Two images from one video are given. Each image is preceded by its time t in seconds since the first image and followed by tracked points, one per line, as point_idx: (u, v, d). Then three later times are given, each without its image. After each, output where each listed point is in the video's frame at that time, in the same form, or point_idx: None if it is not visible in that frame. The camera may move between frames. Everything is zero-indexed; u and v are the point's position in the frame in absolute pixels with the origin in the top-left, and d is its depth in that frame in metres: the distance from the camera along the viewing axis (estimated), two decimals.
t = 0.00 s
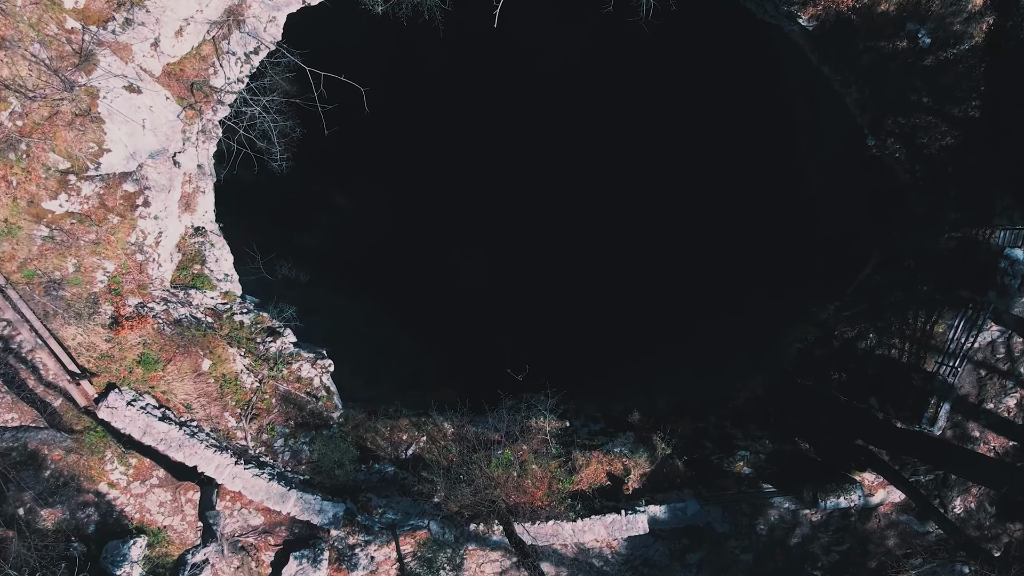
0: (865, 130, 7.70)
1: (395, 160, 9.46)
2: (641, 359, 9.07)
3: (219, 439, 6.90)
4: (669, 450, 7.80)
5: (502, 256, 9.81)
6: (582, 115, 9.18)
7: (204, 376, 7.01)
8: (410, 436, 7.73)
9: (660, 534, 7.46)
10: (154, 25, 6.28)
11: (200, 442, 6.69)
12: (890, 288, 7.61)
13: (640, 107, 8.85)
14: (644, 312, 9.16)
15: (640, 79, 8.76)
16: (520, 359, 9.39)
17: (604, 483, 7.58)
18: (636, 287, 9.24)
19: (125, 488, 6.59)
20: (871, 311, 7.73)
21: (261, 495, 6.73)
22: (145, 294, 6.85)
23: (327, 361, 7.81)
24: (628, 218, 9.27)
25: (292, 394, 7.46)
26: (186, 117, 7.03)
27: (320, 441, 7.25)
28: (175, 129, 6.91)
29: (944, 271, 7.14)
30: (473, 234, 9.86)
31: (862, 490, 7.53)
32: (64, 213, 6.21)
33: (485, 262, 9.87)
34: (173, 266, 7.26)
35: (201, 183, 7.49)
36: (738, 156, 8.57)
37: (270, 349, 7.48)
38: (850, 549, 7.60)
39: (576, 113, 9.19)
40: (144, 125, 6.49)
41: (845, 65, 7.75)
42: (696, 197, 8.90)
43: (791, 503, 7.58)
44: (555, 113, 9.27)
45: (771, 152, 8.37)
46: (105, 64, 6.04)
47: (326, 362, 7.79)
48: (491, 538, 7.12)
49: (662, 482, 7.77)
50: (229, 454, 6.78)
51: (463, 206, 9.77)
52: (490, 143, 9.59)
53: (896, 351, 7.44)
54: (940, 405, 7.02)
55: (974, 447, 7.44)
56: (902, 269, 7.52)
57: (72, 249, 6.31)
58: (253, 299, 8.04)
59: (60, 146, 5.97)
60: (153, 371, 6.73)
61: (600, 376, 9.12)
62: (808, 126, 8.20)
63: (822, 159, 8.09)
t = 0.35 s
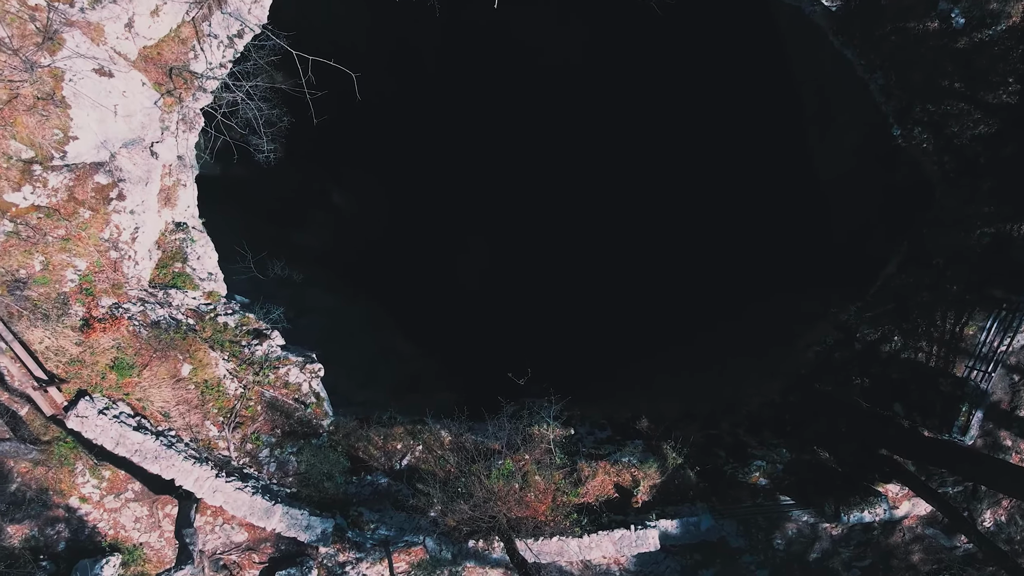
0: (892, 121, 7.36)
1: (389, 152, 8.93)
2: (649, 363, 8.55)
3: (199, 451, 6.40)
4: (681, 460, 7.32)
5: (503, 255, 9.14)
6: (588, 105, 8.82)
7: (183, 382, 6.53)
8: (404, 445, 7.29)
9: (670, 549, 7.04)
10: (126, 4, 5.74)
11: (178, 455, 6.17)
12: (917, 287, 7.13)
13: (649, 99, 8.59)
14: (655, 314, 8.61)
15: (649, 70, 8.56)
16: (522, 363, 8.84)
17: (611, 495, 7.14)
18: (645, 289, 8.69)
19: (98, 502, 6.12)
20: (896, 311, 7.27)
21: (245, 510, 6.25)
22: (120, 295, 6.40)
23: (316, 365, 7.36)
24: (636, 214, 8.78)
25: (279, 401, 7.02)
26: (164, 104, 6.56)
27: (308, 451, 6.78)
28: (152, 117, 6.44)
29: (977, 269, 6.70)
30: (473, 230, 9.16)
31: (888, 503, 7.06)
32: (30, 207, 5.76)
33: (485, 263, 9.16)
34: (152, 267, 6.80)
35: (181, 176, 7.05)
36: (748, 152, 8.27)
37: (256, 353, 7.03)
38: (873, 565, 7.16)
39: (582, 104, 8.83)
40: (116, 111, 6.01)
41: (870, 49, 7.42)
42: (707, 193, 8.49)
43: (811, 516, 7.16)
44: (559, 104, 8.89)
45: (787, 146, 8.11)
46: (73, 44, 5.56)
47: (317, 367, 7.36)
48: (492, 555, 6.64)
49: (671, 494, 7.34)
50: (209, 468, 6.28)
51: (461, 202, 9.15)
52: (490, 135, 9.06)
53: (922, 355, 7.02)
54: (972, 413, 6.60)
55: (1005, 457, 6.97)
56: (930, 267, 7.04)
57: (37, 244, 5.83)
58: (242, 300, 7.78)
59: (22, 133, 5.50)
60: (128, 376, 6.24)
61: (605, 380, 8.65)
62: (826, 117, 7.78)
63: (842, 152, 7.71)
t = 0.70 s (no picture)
0: (920, 109, 6.78)
1: (382, 143, 8.40)
2: (657, 369, 8.13)
3: (177, 464, 5.98)
4: (694, 472, 6.88)
5: (504, 253, 8.62)
6: (595, 95, 8.33)
7: (161, 391, 6.04)
8: (397, 456, 6.74)
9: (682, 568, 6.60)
10: None
11: (152, 468, 5.79)
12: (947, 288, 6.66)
13: (659, 89, 8.14)
14: (664, 317, 8.22)
15: (659, 59, 8.11)
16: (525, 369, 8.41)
17: (620, 510, 6.68)
18: (657, 292, 8.28)
19: (69, 519, 5.82)
20: (923, 313, 6.79)
21: (225, 529, 5.84)
22: (93, 296, 5.95)
23: (304, 370, 6.77)
24: (645, 209, 8.30)
25: (265, 410, 6.50)
26: (139, 90, 6.13)
27: (296, 463, 6.30)
28: (125, 105, 6.01)
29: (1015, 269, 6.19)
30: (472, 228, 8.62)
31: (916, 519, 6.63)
32: None
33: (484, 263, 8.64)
34: (130, 264, 6.28)
35: (160, 171, 6.53)
36: (763, 143, 7.83)
37: (240, 358, 6.51)
38: None
39: (588, 93, 8.33)
40: (84, 97, 5.61)
41: (898, 32, 6.82)
42: (725, 197, 8.05)
43: (833, 531, 6.71)
44: (563, 93, 8.35)
45: (806, 137, 7.64)
46: (36, 23, 5.20)
47: (305, 372, 6.78)
48: None
49: (684, 508, 6.84)
50: (187, 482, 5.87)
51: (458, 197, 8.61)
52: (490, 126, 8.51)
53: (953, 360, 6.61)
54: (1008, 423, 6.32)
55: None
56: (961, 265, 6.58)
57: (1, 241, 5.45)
58: (234, 300, 7.38)
59: None
60: (99, 383, 5.79)
61: (611, 387, 8.27)
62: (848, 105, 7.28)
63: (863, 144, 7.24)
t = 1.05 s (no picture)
0: (954, 96, 6.30)
1: (379, 135, 7.94)
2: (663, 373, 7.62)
3: (150, 481, 5.50)
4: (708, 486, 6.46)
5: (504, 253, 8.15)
6: (605, 88, 7.92)
7: (134, 401, 5.58)
8: (390, 469, 6.32)
9: None
10: None
11: (121, 485, 5.36)
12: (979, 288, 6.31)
13: (672, 80, 7.76)
14: (670, 317, 7.81)
15: (671, 50, 7.73)
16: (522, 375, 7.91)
17: (630, 528, 6.21)
18: (661, 292, 7.88)
19: (32, 541, 5.39)
20: (955, 316, 6.40)
21: (201, 551, 5.36)
22: (61, 296, 5.48)
23: (293, 378, 6.30)
24: (660, 207, 7.89)
25: (251, 421, 6.05)
26: (110, 75, 5.66)
27: (280, 478, 5.86)
28: (94, 91, 5.54)
29: None
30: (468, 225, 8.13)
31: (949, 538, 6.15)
32: None
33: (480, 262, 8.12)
34: (105, 263, 5.83)
35: (134, 164, 6.05)
36: (782, 142, 7.41)
37: (223, 365, 6.05)
38: None
39: (597, 83, 7.93)
40: (44, 81, 5.16)
41: (931, 12, 6.45)
42: (731, 191, 7.68)
43: (858, 550, 6.26)
44: (571, 82, 7.93)
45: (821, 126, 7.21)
46: None
47: (293, 381, 6.31)
48: None
49: (698, 528, 6.32)
50: (160, 501, 5.43)
51: (461, 193, 8.15)
52: (493, 118, 8.05)
53: (988, 368, 6.27)
54: None
55: None
56: (997, 266, 6.21)
57: None
58: (220, 301, 6.79)
59: None
60: (65, 393, 5.35)
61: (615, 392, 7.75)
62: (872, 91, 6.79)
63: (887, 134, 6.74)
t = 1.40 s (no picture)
0: (993, 82, 5.74)
1: (379, 130, 7.71)
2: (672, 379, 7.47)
3: (119, 501, 5.06)
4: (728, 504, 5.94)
5: (507, 254, 8.03)
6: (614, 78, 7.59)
7: (105, 413, 5.15)
8: (385, 486, 5.81)
9: None
10: None
11: (87, 506, 4.92)
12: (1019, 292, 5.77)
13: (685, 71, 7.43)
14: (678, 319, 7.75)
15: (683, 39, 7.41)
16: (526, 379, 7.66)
17: (643, 550, 5.72)
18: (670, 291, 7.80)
19: None
20: (993, 321, 5.88)
21: None
22: (22, 301, 5.03)
23: (280, 388, 5.81)
24: (668, 203, 7.74)
25: (233, 436, 5.57)
26: (78, 57, 5.27)
27: (264, 498, 5.39)
28: (59, 75, 5.13)
29: None
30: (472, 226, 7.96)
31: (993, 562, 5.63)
32: None
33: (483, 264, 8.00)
34: (72, 263, 5.29)
35: (108, 157, 5.47)
36: (796, 135, 7.22)
37: (203, 374, 5.57)
38: None
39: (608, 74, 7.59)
40: None
41: None
42: (743, 188, 7.53)
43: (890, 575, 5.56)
44: (580, 70, 7.57)
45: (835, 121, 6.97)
46: None
47: (281, 391, 5.82)
48: None
49: (717, 551, 5.82)
50: (130, 524, 4.99)
51: (466, 191, 7.94)
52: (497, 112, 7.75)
53: None
54: None
55: None
56: None
57: None
58: (210, 304, 6.36)
59: None
60: (27, 406, 4.91)
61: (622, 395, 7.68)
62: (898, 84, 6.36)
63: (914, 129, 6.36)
